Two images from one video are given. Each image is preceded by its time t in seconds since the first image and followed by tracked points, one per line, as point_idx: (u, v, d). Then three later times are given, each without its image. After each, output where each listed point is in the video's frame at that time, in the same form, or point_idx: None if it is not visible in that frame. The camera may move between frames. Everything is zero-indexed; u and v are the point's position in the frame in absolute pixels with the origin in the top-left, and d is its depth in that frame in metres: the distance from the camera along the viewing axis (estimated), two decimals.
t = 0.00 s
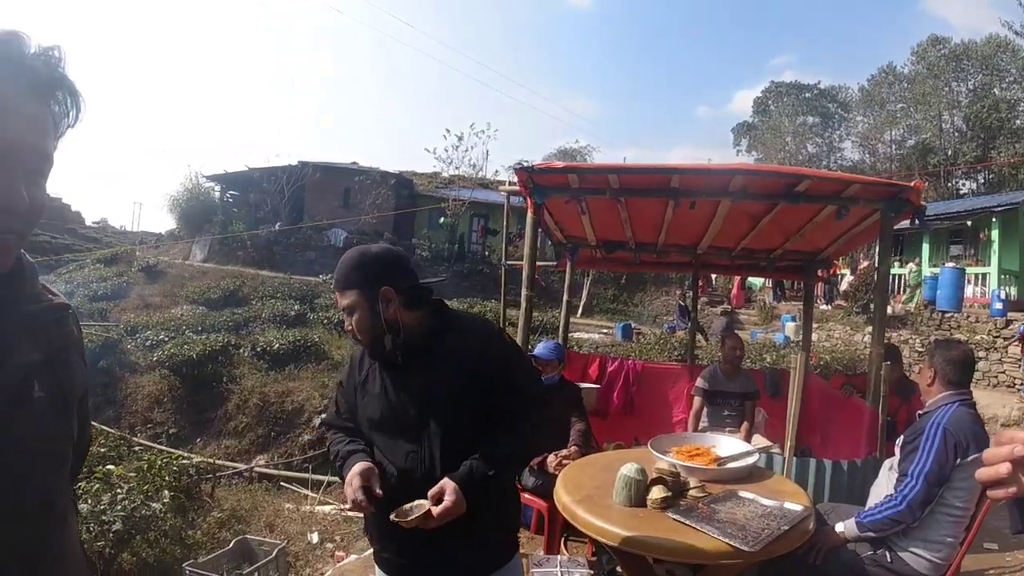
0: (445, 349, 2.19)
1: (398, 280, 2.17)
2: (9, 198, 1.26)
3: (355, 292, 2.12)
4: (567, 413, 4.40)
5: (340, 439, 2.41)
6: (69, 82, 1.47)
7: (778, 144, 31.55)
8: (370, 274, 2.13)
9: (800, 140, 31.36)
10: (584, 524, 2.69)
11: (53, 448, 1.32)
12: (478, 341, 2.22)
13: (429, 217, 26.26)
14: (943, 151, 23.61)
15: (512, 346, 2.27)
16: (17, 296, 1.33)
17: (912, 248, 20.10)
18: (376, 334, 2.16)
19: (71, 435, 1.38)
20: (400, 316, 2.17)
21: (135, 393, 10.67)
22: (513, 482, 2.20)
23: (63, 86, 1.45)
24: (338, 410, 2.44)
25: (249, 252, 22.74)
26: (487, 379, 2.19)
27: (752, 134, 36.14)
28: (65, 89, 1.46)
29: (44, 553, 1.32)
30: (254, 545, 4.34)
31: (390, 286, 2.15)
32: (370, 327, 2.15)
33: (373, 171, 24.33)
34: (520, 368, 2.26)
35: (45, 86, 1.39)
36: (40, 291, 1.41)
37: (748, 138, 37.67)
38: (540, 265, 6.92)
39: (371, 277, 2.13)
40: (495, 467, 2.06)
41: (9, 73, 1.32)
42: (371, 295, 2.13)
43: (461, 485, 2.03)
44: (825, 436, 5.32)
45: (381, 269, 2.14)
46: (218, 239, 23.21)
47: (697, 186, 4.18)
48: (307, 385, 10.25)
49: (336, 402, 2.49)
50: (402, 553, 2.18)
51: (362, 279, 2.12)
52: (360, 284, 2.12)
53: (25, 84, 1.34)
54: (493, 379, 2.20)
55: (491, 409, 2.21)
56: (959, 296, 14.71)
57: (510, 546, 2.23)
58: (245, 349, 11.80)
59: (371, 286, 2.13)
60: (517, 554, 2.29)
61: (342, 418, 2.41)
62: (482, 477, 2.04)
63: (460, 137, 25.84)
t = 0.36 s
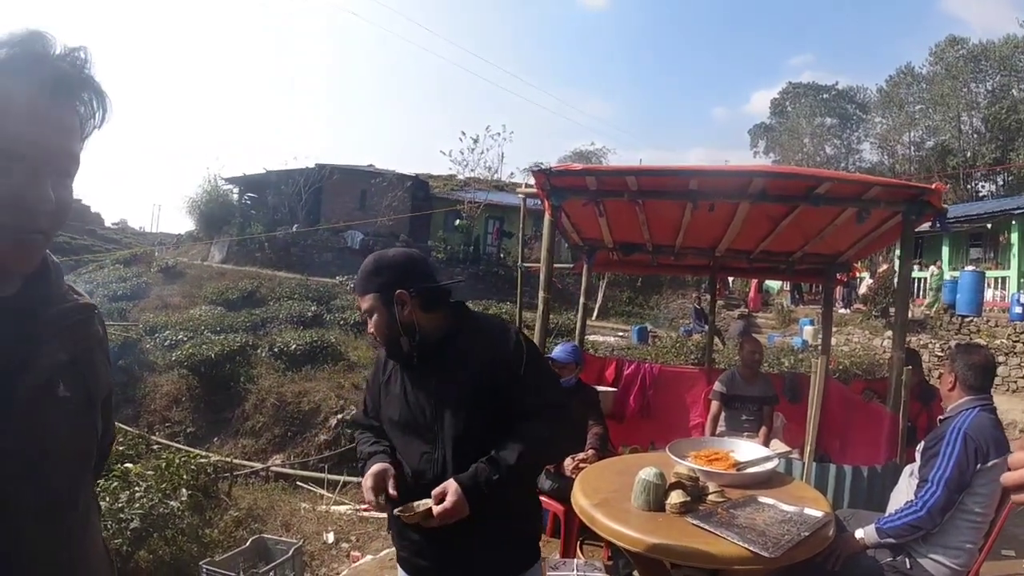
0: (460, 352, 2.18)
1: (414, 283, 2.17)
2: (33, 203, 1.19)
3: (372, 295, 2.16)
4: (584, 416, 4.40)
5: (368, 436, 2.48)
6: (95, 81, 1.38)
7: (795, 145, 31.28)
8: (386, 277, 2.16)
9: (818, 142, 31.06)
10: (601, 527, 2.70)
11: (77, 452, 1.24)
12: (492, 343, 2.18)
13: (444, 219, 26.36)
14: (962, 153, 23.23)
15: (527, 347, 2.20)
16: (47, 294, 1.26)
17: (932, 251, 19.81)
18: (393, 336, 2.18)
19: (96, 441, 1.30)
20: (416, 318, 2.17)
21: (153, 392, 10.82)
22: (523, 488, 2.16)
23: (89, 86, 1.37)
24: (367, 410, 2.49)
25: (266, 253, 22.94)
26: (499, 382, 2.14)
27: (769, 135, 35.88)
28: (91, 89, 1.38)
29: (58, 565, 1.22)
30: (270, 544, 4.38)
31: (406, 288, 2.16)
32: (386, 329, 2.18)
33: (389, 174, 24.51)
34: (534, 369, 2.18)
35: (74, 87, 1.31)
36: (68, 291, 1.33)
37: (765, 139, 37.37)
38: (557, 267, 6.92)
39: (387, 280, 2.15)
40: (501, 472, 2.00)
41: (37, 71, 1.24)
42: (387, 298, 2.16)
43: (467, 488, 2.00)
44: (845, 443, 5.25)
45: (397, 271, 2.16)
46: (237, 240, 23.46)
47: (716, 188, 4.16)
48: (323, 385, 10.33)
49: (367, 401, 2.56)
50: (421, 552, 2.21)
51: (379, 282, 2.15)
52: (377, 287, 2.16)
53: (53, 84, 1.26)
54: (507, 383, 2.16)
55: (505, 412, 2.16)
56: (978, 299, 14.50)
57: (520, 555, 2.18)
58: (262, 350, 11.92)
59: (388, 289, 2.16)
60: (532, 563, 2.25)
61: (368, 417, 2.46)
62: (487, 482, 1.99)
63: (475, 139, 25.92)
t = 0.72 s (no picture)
0: (479, 354, 2.18)
1: (434, 284, 2.20)
2: (63, 202, 1.14)
3: (393, 297, 2.21)
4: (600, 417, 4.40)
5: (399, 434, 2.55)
6: (120, 81, 1.34)
7: (812, 145, 31.02)
8: (408, 279, 2.20)
9: (835, 142, 30.78)
10: (618, 530, 2.71)
11: (101, 450, 1.22)
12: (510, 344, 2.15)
13: (459, 220, 26.46)
14: (981, 153, 22.91)
15: (544, 348, 2.15)
16: (70, 292, 1.26)
17: (953, 253, 19.56)
18: (414, 337, 2.22)
19: (119, 439, 1.28)
20: (435, 319, 2.20)
21: (171, 390, 10.91)
22: (533, 492, 2.13)
23: (115, 86, 1.33)
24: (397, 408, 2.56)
25: (283, 253, 23.12)
26: (514, 385, 2.11)
27: (785, 136, 35.62)
28: (116, 88, 1.34)
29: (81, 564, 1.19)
30: (286, 541, 4.43)
31: (425, 290, 2.18)
32: (407, 330, 2.22)
33: (405, 175, 24.72)
34: (551, 372, 2.12)
35: (101, 86, 1.27)
36: (91, 290, 1.33)
37: (782, 141, 37.15)
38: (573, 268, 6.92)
39: (408, 282, 2.19)
40: (506, 474, 1.99)
41: (64, 69, 1.20)
42: (408, 299, 2.20)
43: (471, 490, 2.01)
44: (863, 447, 5.24)
45: (418, 273, 2.20)
46: (254, 240, 23.71)
47: (735, 189, 4.15)
48: (339, 384, 10.42)
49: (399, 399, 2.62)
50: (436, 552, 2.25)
51: (400, 284, 2.20)
52: (399, 288, 2.20)
53: (80, 82, 1.22)
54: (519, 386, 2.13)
55: (520, 415, 2.12)
56: (998, 302, 14.21)
57: (530, 561, 2.15)
58: (280, 349, 12.07)
59: (409, 291, 2.19)
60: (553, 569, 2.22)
61: (397, 415, 2.53)
62: (491, 484, 2.00)
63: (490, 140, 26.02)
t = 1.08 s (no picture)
0: (498, 356, 2.20)
1: (456, 286, 2.23)
2: (79, 201, 1.14)
3: (416, 299, 2.25)
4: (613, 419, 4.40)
5: (424, 434, 2.60)
6: (140, 81, 1.35)
7: (825, 145, 30.83)
8: (430, 281, 2.24)
9: (848, 142, 30.58)
10: (631, 531, 2.72)
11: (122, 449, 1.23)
12: (528, 347, 2.15)
13: (471, 220, 26.54)
14: (996, 153, 22.68)
15: (561, 350, 2.13)
16: (90, 293, 1.27)
17: (968, 253, 19.38)
18: (436, 338, 2.26)
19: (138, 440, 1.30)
20: (457, 321, 2.23)
21: (184, 389, 10.98)
22: (541, 499, 2.11)
23: (133, 86, 1.34)
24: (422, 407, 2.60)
25: (295, 253, 23.24)
26: (530, 387, 2.11)
27: (798, 135, 35.42)
28: (136, 89, 1.35)
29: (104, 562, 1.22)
30: (298, 540, 4.47)
31: (448, 292, 2.22)
32: (429, 331, 2.26)
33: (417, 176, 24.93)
34: (567, 373, 2.09)
35: (119, 87, 1.28)
36: (111, 290, 1.35)
37: (794, 141, 36.97)
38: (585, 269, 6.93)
39: (429, 284, 2.23)
40: (509, 477, 2.00)
41: (82, 70, 1.21)
42: (430, 301, 2.23)
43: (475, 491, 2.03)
44: (877, 448, 5.17)
45: (440, 275, 2.24)
46: (266, 241, 23.87)
47: (750, 189, 4.14)
48: (351, 384, 10.49)
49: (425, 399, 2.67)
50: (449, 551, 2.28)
51: (422, 286, 2.24)
52: (421, 290, 2.24)
53: (99, 83, 1.24)
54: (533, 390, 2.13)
55: (534, 418, 2.11)
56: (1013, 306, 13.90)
57: (535, 568, 2.14)
58: (292, 349, 12.16)
59: (431, 293, 2.23)
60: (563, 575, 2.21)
61: (423, 414, 2.57)
62: (495, 487, 2.01)
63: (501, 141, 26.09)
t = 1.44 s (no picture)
0: (517, 357, 2.21)
1: (478, 285, 2.24)
2: (97, 201, 1.16)
3: (436, 301, 2.26)
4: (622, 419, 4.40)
5: (445, 429, 2.63)
6: (155, 80, 1.37)
7: (835, 146, 30.70)
8: (451, 282, 2.25)
9: (858, 143, 30.45)
10: (641, 531, 2.73)
11: (131, 453, 1.24)
12: (546, 349, 2.15)
13: (479, 221, 26.59)
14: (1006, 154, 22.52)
15: (579, 355, 2.12)
16: (104, 294, 1.29)
17: (978, 255, 19.26)
18: (458, 337, 2.28)
19: (150, 441, 1.31)
20: (479, 321, 2.25)
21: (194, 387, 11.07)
22: (549, 505, 2.09)
23: (150, 85, 1.35)
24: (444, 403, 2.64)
25: (303, 252, 23.35)
26: (546, 390, 2.11)
27: (807, 136, 35.32)
28: (151, 90, 1.36)
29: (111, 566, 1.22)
30: (306, 539, 4.48)
31: (468, 292, 2.23)
32: (452, 331, 2.27)
33: (425, 177, 24.96)
34: (583, 378, 2.08)
35: (133, 85, 1.30)
36: (126, 289, 1.36)
37: (803, 142, 36.84)
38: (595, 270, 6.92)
39: (450, 285, 2.24)
40: (514, 482, 2.00)
41: (97, 69, 1.23)
42: (451, 301, 2.25)
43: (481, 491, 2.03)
44: (886, 452, 5.18)
45: (461, 276, 2.25)
46: (275, 241, 24.01)
47: (760, 190, 4.13)
48: (359, 383, 10.55)
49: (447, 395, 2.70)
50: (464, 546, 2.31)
51: (443, 287, 2.25)
52: (442, 293, 2.26)
53: (113, 83, 1.25)
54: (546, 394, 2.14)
55: (548, 422, 2.11)
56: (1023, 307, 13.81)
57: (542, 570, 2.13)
58: (300, 348, 12.23)
59: (452, 293, 2.24)
60: None
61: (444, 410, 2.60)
62: (500, 489, 2.01)
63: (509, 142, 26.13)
